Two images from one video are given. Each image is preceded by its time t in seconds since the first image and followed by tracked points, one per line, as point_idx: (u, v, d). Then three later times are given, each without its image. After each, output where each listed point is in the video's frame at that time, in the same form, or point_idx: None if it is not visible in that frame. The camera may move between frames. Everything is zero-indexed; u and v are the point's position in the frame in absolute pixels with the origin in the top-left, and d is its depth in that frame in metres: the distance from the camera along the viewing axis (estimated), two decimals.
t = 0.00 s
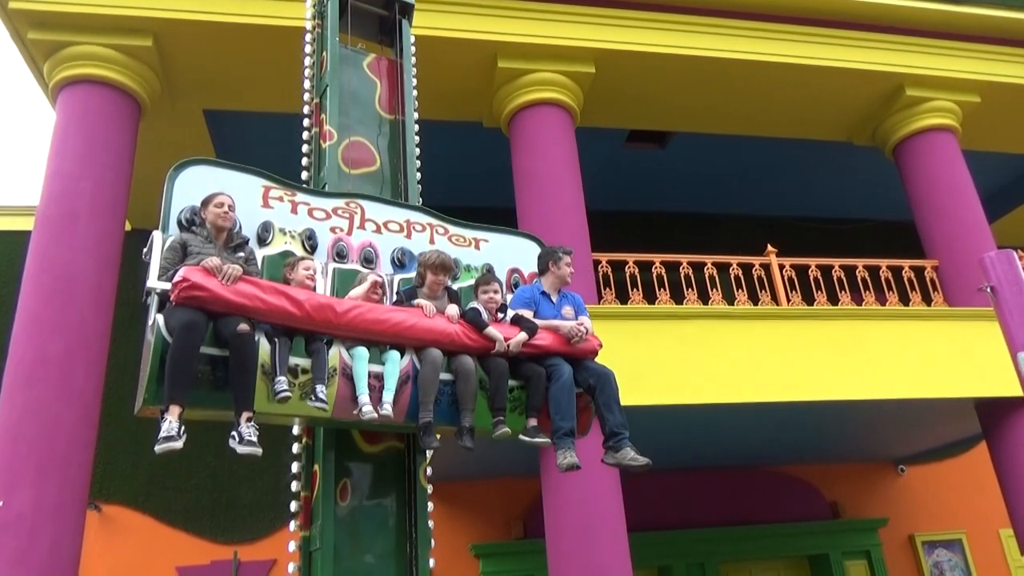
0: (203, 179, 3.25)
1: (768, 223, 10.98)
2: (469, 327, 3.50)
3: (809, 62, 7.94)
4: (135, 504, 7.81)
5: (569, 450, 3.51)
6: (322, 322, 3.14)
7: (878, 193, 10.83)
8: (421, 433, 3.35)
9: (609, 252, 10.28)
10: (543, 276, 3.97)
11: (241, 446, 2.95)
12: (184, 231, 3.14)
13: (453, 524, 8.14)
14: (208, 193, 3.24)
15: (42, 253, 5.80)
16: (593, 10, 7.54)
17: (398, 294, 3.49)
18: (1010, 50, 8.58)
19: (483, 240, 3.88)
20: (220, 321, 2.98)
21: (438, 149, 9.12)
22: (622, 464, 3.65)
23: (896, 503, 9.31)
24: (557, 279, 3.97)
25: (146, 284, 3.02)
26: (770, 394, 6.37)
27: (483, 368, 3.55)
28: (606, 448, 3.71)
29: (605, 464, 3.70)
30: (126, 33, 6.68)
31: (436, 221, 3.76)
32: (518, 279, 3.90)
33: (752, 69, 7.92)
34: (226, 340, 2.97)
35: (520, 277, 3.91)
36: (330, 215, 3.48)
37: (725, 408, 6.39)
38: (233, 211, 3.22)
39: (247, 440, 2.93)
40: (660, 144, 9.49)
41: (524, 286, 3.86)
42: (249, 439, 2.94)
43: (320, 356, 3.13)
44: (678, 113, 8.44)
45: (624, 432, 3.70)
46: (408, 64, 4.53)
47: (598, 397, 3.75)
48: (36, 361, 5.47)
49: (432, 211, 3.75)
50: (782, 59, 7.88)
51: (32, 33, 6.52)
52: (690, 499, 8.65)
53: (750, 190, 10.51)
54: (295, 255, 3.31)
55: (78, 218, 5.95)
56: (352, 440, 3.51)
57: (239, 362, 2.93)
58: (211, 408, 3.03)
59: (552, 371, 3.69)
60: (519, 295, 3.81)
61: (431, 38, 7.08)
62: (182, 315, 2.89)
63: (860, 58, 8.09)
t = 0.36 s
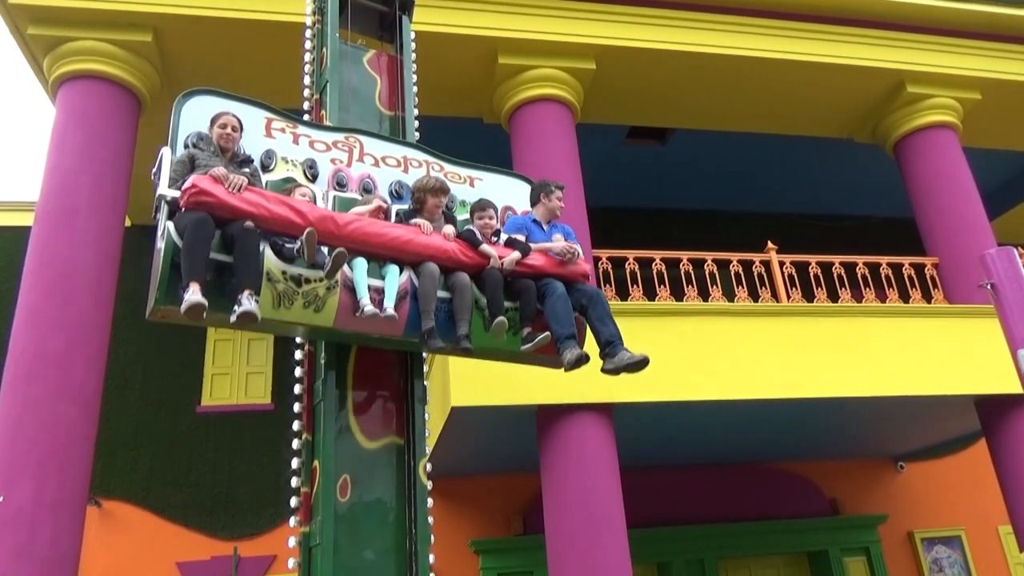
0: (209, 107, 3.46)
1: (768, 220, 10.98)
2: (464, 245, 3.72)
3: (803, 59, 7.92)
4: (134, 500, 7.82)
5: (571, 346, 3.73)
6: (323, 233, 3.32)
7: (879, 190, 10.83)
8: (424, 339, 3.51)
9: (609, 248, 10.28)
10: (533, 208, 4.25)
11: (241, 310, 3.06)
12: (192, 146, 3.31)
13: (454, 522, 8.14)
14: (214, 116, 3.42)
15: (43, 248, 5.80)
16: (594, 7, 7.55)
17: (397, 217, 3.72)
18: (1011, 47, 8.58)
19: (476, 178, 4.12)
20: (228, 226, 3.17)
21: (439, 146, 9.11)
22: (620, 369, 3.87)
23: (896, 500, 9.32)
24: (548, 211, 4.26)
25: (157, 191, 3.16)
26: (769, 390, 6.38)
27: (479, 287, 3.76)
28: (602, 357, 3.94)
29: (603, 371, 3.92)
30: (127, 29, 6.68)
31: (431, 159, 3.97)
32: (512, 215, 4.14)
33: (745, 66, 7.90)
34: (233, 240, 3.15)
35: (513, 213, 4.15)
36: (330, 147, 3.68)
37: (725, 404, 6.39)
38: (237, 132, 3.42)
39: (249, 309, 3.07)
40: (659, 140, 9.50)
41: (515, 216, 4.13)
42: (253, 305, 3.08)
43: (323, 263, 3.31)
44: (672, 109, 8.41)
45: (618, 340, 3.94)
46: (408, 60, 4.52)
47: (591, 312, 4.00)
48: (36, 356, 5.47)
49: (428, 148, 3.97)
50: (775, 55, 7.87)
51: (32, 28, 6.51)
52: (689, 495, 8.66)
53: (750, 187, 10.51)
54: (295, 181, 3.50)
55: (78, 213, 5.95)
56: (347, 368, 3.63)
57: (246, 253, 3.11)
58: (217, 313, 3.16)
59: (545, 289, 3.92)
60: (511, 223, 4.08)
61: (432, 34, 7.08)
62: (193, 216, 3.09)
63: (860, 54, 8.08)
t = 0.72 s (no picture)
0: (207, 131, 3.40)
1: (769, 218, 10.97)
2: (466, 270, 3.66)
3: (821, 57, 7.95)
4: (134, 498, 7.82)
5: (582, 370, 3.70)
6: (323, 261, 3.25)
7: (879, 188, 10.83)
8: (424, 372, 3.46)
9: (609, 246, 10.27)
10: (534, 229, 4.17)
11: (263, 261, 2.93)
12: (190, 171, 3.25)
13: (454, 519, 8.15)
14: (211, 142, 3.37)
15: (43, 247, 5.80)
16: (593, 5, 7.55)
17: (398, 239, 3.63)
18: (1011, 44, 8.57)
19: (478, 198, 4.06)
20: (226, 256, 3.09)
21: (439, 144, 9.11)
22: (626, 385, 3.78)
23: (896, 497, 9.33)
24: (548, 232, 4.17)
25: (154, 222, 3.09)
26: (769, 388, 6.38)
27: (479, 314, 3.71)
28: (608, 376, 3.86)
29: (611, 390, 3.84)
30: (128, 27, 6.68)
31: (432, 179, 3.90)
32: (513, 235, 4.08)
33: (763, 64, 7.94)
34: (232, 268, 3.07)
35: (515, 233, 4.11)
36: (330, 169, 3.62)
37: (725, 402, 6.40)
38: (234, 158, 3.37)
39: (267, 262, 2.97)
40: (660, 138, 9.51)
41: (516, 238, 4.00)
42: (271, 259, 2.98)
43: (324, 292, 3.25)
44: (682, 108, 8.43)
45: (623, 357, 3.86)
46: (408, 57, 4.51)
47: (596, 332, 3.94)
48: (36, 355, 5.47)
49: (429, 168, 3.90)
50: (793, 54, 7.90)
51: (32, 26, 6.50)
52: (689, 493, 8.67)
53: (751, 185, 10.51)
54: (291, 206, 3.41)
55: (78, 212, 5.94)
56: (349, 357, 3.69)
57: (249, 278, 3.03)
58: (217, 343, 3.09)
59: (549, 314, 3.87)
60: (513, 245, 3.94)
61: (432, 32, 7.08)
62: (190, 246, 3.01)
63: (860, 51, 8.07)
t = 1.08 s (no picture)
0: (204, 202, 3.28)
1: (769, 216, 10.97)
2: (472, 352, 3.57)
3: (843, 57, 7.97)
4: (136, 496, 7.82)
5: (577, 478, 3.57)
6: (322, 351, 3.19)
7: (880, 187, 10.82)
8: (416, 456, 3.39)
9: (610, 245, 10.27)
10: (550, 295, 4.06)
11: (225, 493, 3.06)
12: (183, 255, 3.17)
13: (455, 516, 8.16)
14: (205, 217, 3.26)
15: (44, 246, 5.80)
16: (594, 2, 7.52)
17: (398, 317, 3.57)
18: (1013, 42, 8.55)
19: (485, 257, 3.97)
20: (220, 352, 3.02)
21: (440, 141, 9.12)
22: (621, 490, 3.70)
23: (896, 495, 9.33)
24: (564, 298, 4.06)
25: (144, 313, 3.04)
26: (770, 387, 6.38)
27: (484, 393, 3.65)
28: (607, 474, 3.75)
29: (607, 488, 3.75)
30: (129, 24, 6.67)
31: (437, 240, 3.84)
32: (521, 298, 4.01)
33: (779, 63, 7.96)
34: (225, 372, 3.01)
35: (523, 296, 4.03)
36: (331, 236, 3.57)
37: (726, 400, 6.40)
38: (228, 235, 3.25)
39: (234, 485, 3.07)
40: (660, 137, 9.50)
41: (530, 307, 3.95)
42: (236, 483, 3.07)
43: (319, 387, 3.22)
44: (691, 106, 8.46)
45: (625, 456, 3.75)
46: (409, 53, 4.51)
47: (602, 420, 3.81)
48: (37, 354, 5.47)
49: (433, 229, 3.84)
50: (815, 54, 7.93)
51: (33, 24, 6.50)
52: (690, 492, 8.67)
53: (751, 183, 10.50)
54: (292, 279, 3.37)
55: (79, 209, 5.95)
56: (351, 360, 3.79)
57: (237, 401, 3.01)
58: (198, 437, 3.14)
59: (556, 396, 3.76)
60: (524, 317, 3.88)
61: (432, 29, 7.07)
62: (181, 346, 2.94)
63: (861, 49, 8.06)
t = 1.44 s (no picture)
0: (210, 132, 3.49)
1: (770, 213, 10.96)
2: (468, 273, 3.76)
3: (859, 56, 7.99)
4: (137, 492, 7.85)
5: (580, 381, 3.84)
6: (326, 264, 3.33)
7: (882, 184, 10.82)
8: (429, 373, 3.55)
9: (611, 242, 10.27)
10: (540, 229, 4.30)
11: (236, 369, 3.16)
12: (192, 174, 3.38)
13: (456, 515, 8.16)
14: (212, 143, 3.46)
15: (46, 241, 5.81)
16: None
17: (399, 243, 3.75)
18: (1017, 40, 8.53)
19: (480, 199, 4.17)
20: (228, 259, 3.16)
21: (442, 140, 9.12)
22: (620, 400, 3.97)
23: (897, 493, 9.33)
24: (554, 233, 4.32)
25: (156, 223, 3.20)
26: (771, 384, 6.38)
27: (482, 313, 3.82)
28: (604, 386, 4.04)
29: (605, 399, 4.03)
30: (130, 23, 6.67)
31: (435, 180, 4.00)
32: (516, 236, 4.21)
33: (781, 60, 7.94)
34: (232, 273, 3.17)
35: (518, 235, 4.23)
36: (332, 170, 3.73)
37: (727, 397, 6.40)
38: (234, 157, 3.46)
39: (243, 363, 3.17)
40: (663, 135, 9.48)
41: (522, 239, 4.15)
42: (245, 363, 3.19)
43: (324, 295, 3.38)
44: (693, 104, 8.45)
45: (620, 370, 4.04)
46: (410, 53, 4.53)
47: (596, 338, 4.08)
48: (38, 349, 5.49)
49: (431, 169, 4.00)
50: (819, 52, 7.91)
51: (35, 21, 6.50)
52: (691, 489, 8.68)
53: (753, 181, 10.50)
54: (296, 206, 3.54)
55: (81, 206, 5.96)
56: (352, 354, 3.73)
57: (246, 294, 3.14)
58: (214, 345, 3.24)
59: (551, 316, 3.99)
60: (517, 246, 4.10)
61: (434, 28, 7.05)
62: (192, 249, 3.07)
63: (864, 47, 8.04)
